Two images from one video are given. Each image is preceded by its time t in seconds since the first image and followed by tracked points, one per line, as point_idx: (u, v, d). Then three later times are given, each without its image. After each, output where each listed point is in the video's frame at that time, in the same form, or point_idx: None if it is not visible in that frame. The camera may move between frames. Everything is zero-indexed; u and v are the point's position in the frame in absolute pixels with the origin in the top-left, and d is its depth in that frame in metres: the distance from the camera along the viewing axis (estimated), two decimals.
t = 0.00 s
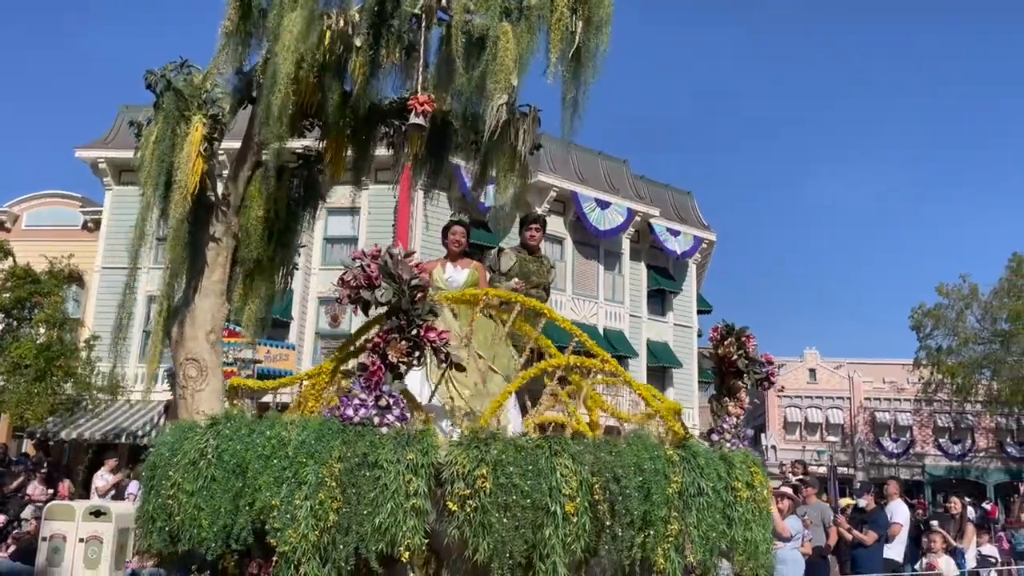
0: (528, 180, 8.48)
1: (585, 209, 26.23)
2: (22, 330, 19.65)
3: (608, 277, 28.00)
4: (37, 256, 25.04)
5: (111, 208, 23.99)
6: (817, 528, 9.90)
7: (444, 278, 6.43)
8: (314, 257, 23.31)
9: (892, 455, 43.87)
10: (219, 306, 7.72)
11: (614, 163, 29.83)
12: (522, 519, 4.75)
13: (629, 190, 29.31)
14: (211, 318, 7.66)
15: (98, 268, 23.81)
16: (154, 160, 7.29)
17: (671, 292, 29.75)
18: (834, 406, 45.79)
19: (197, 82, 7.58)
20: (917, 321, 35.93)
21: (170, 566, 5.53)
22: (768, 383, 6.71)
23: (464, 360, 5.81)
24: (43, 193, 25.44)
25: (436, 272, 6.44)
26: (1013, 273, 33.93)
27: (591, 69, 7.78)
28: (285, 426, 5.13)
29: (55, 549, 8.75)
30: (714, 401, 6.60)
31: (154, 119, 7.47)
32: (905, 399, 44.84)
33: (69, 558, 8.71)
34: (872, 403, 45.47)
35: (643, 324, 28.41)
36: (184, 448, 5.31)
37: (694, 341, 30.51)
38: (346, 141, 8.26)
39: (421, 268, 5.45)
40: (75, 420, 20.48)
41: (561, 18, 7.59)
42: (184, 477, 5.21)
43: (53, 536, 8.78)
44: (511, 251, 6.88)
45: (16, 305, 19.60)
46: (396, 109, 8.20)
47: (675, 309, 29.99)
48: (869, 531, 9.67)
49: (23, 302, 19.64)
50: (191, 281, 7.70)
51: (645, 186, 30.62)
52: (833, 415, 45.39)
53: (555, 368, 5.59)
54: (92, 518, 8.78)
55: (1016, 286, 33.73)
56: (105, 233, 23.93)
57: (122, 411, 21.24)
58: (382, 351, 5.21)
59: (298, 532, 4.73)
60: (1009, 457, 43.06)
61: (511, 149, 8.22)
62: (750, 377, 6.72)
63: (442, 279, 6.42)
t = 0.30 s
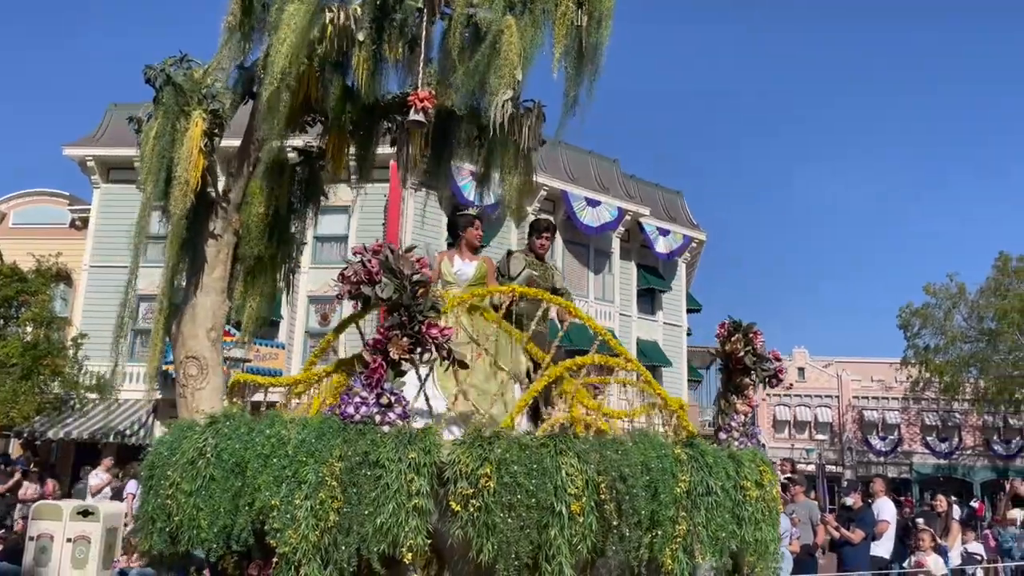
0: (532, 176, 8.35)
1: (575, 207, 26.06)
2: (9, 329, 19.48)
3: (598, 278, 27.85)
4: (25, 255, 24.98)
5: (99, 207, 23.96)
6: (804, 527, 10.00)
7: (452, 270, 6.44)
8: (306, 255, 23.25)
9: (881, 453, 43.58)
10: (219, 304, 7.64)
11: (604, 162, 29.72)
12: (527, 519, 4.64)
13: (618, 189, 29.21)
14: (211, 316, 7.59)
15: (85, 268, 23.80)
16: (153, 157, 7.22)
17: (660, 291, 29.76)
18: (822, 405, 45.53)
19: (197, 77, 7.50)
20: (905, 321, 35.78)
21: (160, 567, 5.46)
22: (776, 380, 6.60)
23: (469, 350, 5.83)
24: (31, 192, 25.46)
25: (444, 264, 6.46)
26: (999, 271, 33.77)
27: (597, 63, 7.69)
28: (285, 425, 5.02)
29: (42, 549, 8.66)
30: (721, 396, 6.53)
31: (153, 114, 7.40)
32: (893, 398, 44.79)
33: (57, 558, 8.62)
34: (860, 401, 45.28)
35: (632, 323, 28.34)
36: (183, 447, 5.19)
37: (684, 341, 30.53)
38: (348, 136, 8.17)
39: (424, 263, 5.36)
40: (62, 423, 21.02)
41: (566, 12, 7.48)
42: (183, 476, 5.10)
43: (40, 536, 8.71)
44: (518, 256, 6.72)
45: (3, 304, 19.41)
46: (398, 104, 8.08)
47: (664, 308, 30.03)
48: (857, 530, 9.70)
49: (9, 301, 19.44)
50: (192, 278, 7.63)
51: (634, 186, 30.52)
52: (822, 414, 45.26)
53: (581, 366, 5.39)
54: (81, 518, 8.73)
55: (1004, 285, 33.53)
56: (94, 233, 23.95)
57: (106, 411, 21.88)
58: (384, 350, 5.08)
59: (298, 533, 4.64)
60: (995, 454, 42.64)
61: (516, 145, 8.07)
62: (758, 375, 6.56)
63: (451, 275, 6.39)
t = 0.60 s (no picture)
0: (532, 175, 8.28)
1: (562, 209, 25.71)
2: None
3: (585, 279, 27.60)
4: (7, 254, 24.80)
5: (84, 207, 23.83)
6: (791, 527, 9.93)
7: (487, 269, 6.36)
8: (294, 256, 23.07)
9: (867, 454, 42.57)
10: (218, 304, 7.54)
11: (591, 163, 29.57)
12: (531, 522, 4.53)
13: (606, 191, 29.06)
14: (209, 316, 7.49)
15: (70, 268, 23.68)
16: (149, 154, 7.12)
17: (647, 293, 29.69)
18: (809, 405, 44.04)
19: (194, 73, 7.41)
20: (889, 322, 35.50)
21: (149, 570, 5.36)
22: (784, 381, 6.44)
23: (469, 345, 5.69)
24: (16, 192, 25.40)
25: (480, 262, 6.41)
26: (982, 273, 33.29)
27: (600, 58, 7.60)
28: (283, 426, 4.90)
29: (24, 553, 9.51)
30: (730, 396, 6.40)
31: (149, 111, 7.31)
32: (879, 399, 43.57)
33: (39, 560, 9.49)
34: (846, 402, 43.94)
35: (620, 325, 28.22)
36: (179, 449, 5.06)
37: (672, 342, 30.38)
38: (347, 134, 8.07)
39: (425, 260, 5.23)
40: (45, 424, 21.14)
41: (568, 7, 7.40)
42: (179, 479, 4.98)
43: (22, 539, 9.50)
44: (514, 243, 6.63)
45: None
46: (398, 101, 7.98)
47: (652, 310, 29.92)
48: (841, 530, 9.73)
49: None
50: (189, 277, 7.54)
51: (622, 187, 30.38)
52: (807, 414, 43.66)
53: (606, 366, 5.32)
54: (63, 521, 9.56)
55: (988, 287, 32.98)
56: (78, 235, 23.87)
57: (94, 412, 21.97)
58: (383, 348, 4.97)
59: (296, 537, 4.53)
60: (980, 455, 41.73)
61: (517, 143, 7.99)
62: (765, 375, 6.45)
63: (482, 266, 6.37)
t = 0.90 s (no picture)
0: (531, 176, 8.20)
1: (546, 212, 25.57)
2: None
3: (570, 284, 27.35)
4: None
5: (62, 210, 23.66)
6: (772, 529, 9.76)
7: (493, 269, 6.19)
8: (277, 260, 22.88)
9: (848, 457, 42.33)
10: (211, 306, 7.42)
11: (574, 168, 29.48)
12: (533, 528, 4.40)
13: (589, 195, 28.98)
14: (202, 318, 7.37)
15: (48, 271, 23.48)
16: (141, 152, 7.01)
17: (631, 297, 29.69)
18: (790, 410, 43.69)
19: (187, 71, 7.30)
20: (870, 326, 35.41)
21: None
22: (788, 383, 6.32)
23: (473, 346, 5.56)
24: None
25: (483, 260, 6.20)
26: (961, 277, 32.87)
27: (600, 56, 7.53)
28: (277, 430, 4.76)
29: None
30: (731, 398, 6.31)
31: (142, 109, 7.21)
32: (859, 403, 43.48)
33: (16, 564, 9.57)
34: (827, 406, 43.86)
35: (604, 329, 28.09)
36: (170, 454, 4.92)
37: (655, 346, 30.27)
38: (344, 134, 7.96)
39: (424, 260, 5.11)
40: (23, 428, 21.35)
41: (568, 4, 7.32)
42: (171, 485, 4.84)
43: None
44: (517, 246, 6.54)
45: None
46: (395, 100, 7.87)
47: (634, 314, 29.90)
48: (820, 533, 9.60)
49: None
50: (181, 279, 7.42)
51: (604, 192, 30.30)
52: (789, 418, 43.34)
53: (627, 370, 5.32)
54: (40, 527, 9.67)
55: (967, 292, 32.59)
56: (57, 237, 23.72)
57: (72, 416, 22.07)
58: (381, 350, 4.86)
59: (291, 544, 4.39)
60: (959, 458, 41.46)
61: (516, 143, 7.91)
62: (769, 376, 6.33)
63: (490, 267, 6.18)
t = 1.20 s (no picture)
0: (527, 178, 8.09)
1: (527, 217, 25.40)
2: None
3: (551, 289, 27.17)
4: None
5: (37, 213, 23.38)
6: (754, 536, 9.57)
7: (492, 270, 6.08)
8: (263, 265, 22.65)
9: (826, 463, 39.28)
10: (201, 311, 7.28)
11: (555, 174, 29.40)
12: (533, 536, 4.27)
13: (570, 201, 28.89)
14: (192, 322, 7.23)
15: (23, 275, 23.18)
16: (130, 153, 6.91)
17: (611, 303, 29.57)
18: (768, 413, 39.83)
19: (177, 69, 7.20)
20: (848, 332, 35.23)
21: None
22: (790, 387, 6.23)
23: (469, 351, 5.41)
24: None
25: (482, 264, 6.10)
26: (936, 284, 32.62)
27: (598, 56, 7.51)
28: (269, 436, 4.63)
29: None
30: (728, 402, 6.23)
31: (130, 109, 7.10)
32: (837, 407, 40.45)
33: None
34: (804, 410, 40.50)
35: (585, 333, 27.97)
36: (158, 461, 4.77)
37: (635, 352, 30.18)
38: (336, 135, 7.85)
39: (419, 261, 4.95)
40: None
41: (564, 3, 7.30)
42: (159, 493, 4.69)
43: None
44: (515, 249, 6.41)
45: None
46: (389, 100, 7.77)
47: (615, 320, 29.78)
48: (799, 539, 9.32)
49: None
50: (171, 282, 7.29)
51: (585, 198, 30.24)
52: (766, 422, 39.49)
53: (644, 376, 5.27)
54: (13, 534, 9.79)
55: (942, 298, 32.37)
56: (31, 240, 23.42)
57: (46, 422, 21.88)
58: (376, 353, 4.74)
59: (284, 554, 4.25)
60: (935, 463, 39.42)
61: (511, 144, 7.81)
62: (770, 380, 6.23)
63: (488, 265, 6.09)
